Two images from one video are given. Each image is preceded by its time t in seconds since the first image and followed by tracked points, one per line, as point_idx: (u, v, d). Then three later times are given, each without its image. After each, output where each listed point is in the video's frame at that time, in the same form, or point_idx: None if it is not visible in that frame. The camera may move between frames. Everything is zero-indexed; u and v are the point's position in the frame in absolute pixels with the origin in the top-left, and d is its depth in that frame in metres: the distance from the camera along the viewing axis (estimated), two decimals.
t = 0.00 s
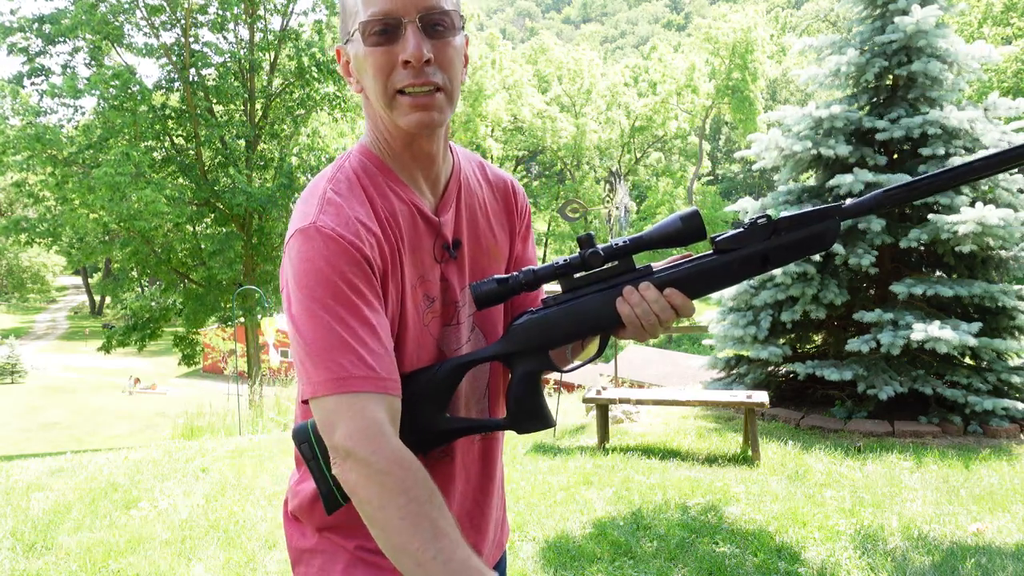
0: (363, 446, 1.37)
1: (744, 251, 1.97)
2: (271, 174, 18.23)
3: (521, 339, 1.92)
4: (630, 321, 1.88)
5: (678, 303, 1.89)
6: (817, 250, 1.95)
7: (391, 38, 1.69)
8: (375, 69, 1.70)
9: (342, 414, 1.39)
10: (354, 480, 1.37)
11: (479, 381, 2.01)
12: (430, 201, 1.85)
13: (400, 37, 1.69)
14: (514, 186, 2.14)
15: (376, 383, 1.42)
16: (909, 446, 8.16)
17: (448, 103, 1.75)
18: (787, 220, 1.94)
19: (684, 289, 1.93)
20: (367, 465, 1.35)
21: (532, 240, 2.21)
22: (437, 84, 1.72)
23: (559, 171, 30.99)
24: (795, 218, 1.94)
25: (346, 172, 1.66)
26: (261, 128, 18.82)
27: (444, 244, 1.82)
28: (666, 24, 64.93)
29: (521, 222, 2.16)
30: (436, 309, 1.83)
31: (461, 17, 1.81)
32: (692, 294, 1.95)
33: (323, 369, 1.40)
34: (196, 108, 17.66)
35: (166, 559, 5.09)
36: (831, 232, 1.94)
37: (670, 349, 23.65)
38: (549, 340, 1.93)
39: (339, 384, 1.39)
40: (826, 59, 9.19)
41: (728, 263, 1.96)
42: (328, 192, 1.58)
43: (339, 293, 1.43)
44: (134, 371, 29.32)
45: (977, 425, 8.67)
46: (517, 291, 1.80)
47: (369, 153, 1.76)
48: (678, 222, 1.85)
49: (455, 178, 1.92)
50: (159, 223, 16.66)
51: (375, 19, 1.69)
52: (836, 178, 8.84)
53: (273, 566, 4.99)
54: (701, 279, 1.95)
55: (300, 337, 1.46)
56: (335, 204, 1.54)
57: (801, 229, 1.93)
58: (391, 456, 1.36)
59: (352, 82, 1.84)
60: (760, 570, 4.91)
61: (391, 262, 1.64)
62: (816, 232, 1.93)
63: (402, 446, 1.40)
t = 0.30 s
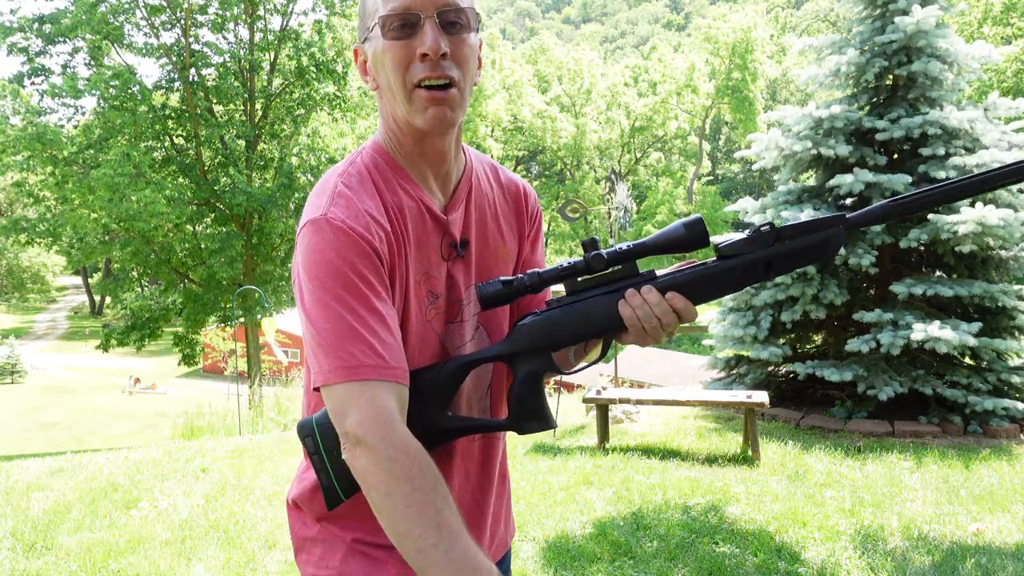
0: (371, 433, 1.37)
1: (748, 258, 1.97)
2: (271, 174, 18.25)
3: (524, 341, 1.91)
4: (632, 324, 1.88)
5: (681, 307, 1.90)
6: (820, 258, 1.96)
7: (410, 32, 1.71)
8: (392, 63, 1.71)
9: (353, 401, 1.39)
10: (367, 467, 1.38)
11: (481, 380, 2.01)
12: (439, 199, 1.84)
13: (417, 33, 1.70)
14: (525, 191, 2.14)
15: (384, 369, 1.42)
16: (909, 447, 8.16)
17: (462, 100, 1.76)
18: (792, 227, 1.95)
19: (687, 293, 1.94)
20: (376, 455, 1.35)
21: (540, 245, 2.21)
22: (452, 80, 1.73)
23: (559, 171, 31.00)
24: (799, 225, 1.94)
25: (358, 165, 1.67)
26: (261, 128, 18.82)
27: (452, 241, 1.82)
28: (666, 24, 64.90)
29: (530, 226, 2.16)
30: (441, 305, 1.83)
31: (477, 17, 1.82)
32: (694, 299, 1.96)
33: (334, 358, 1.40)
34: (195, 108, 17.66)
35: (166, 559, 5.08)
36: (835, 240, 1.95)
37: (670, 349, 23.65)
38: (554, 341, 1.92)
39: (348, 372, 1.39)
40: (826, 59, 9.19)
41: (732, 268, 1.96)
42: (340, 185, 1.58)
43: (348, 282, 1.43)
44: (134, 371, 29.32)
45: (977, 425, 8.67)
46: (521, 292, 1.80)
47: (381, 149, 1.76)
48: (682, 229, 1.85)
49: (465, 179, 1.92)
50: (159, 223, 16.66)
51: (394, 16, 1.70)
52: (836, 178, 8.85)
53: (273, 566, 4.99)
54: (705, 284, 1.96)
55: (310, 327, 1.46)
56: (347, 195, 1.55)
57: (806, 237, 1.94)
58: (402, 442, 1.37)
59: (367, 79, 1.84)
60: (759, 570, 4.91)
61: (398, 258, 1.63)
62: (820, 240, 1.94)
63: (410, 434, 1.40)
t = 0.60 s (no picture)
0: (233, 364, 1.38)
1: (762, 263, 1.94)
2: (271, 175, 18.24)
3: (532, 340, 1.91)
4: (644, 327, 1.87)
5: (694, 312, 1.87)
6: (837, 266, 1.93)
7: (433, 36, 1.72)
8: (413, 64, 1.72)
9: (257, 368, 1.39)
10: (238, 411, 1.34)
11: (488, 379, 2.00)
12: (447, 194, 1.87)
13: (441, 36, 1.72)
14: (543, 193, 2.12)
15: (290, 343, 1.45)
16: (909, 446, 8.16)
17: (475, 103, 1.77)
18: (810, 234, 1.92)
19: (701, 298, 1.91)
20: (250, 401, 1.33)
21: (559, 248, 2.19)
22: (470, 82, 1.74)
23: (559, 171, 30.99)
24: (817, 231, 1.91)
25: (358, 157, 1.77)
26: (261, 128, 18.83)
27: (450, 233, 1.83)
28: (667, 24, 64.87)
29: (549, 228, 2.14)
30: (440, 296, 1.84)
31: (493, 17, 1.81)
32: (709, 302, 1.92)
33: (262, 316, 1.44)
34: (195, 108, 17.66)
35: (166, 559, 5.09)
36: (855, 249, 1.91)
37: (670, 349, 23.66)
38: (558, 339, 1.92)
39: (256, 325, 1.43)
40: (826, 59, 9.19)
41: (746, 273, 1.93)
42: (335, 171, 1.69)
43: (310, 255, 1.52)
44: (134, 371, 29.32)
45: (977, 425, 8.68)
46: (532, 291, 1.79)
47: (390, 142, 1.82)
48: (698, 229, 1.88)
49: (479, 177, 1.93)
50: (159, 223, 16.66)
51: (419, 19, 1.73)
52: (836, 178, 8.85)
53: (273, 566, 4.99)
54: (721, 289, 1.93)
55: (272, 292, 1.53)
56: (329, 182, 1.65)
57: (825, 243, 1.91)
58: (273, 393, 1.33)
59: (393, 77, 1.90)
60: (760, 570, 4.91)
61: (378, 241, 1.70)
62: (839, 247, 1.91)
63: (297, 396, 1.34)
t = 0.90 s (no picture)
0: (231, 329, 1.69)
1: (741, 293, 1.66)
2: (271, 174, 18.24)
3: (504, 372, 1.77)
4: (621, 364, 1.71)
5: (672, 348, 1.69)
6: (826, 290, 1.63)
7: (504, 51, 1.80)
8: (484, 73, 1.80)
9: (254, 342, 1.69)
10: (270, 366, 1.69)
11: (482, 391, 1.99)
12: (455, 192, 1.93)
13: (510, 51, 1.81)
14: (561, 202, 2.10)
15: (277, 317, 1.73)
16: (909, 446, 8.16)
17: (514, 118, 1.85)
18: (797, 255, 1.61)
19: (684, 327, 1.70)
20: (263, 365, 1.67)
21: (575, 256, 2.13)
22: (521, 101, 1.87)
23: (559, 171, 30.99)
24: (805, 253, 1.61)
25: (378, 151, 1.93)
26: (261, 128, 18.84)
27: (450, 229, 1.89)
28: (666, 24, 64.83)
29: (561, 236, 2.11)
30: (434, 288, 1.88)
31: (533, 32, 1.89)
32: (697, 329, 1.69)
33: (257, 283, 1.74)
34: (195, 108, 17.67)
35: (165, 559, 5.08)
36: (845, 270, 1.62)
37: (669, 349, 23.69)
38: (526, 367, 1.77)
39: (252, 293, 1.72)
40: (826, 60, 9.19)
41: (725, 303, 1.67)
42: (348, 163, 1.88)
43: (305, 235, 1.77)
44: (134, 371, 29.33)
45: (977, 425, 8.68)
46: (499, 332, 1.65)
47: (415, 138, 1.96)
48: (678, 261, 1.68)
49: (492, 181, 1.97)
50: (159, 223, 16.66)
51: (498, 34, 1.80)
52: (836, 178, 8.85)
53: (273, 566, 4.99)
54: (706, 318, 1.69)
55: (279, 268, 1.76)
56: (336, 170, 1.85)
57: (812, 267, 1.62)
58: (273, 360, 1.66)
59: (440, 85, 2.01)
60: (760, 570, 4.91)
61: (368, 227, 1.83)
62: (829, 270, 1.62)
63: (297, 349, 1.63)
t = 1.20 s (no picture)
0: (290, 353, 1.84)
1: (678, 285, 1.61)
2: (271, 174, 18.24)
3: (452, 385, 1.76)
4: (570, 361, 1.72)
5: (616, 341, 1.69)
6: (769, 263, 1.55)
7: (490, 59, 1.80)
8: (463, 81, 1.81)
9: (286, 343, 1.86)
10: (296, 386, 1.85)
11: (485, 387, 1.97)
12: (458, 190, 1.93)
13: (497, 58, 1.81)
14: (566, 205, 2.06)
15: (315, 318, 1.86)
16: (909, 446, 8.16)
17: (502, 125, 1.83)
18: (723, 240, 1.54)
19: (624, 313, 1.67)
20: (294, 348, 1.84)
21: (580, 254, 2.08)
22: (511, 106, 1.86)
23: (559, 172, 30.98)
24: (735, 235, 1.52)
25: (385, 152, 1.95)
26: (261, 128, 18.84)
27: (454, 225, 1.89)
28: (666, 24, 64.83)
29: (563, 236, 2.06)
30: (438, 284, 1.89)
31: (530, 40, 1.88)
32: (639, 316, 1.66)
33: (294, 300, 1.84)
34: (195, 108, 17.67)
35: (166, 559, 5.08)
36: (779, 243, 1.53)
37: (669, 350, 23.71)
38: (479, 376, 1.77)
39: (289, 314, 1.84)
40: (826, 60, 9.19)
41: (664, 296, 1.63)
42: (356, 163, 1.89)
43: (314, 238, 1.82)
44: (134, 371, 29.33)
45: (977, 425, 8.68)
46: (436, 345, 1.69)
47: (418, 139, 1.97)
48: (603, 258, 1.69)
49: (497, 178, 1.95)
50: (159, 223, 16.67)
51: (478, 40, 1.80)
52: (837, 177, 8.85)
53: (273, 566, 4.99)
54: (645, 307, 1.66)
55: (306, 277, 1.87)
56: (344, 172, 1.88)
57: (742, 246, 1.53)
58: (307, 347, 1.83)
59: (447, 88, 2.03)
60: (760, 570, 4.91)
61: (374, 226, 1.85)
62: (760, 245, 1.53)
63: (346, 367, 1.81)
